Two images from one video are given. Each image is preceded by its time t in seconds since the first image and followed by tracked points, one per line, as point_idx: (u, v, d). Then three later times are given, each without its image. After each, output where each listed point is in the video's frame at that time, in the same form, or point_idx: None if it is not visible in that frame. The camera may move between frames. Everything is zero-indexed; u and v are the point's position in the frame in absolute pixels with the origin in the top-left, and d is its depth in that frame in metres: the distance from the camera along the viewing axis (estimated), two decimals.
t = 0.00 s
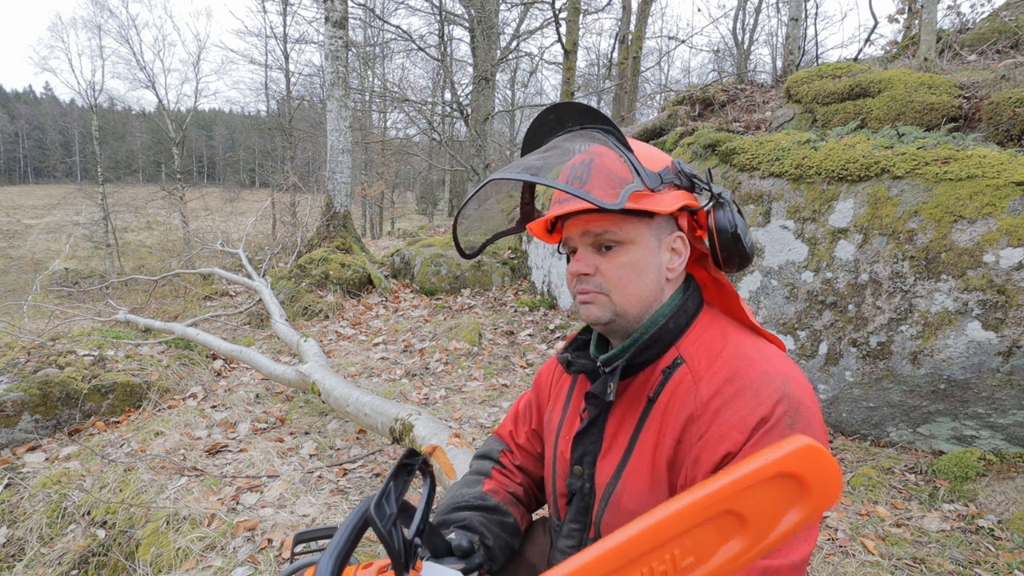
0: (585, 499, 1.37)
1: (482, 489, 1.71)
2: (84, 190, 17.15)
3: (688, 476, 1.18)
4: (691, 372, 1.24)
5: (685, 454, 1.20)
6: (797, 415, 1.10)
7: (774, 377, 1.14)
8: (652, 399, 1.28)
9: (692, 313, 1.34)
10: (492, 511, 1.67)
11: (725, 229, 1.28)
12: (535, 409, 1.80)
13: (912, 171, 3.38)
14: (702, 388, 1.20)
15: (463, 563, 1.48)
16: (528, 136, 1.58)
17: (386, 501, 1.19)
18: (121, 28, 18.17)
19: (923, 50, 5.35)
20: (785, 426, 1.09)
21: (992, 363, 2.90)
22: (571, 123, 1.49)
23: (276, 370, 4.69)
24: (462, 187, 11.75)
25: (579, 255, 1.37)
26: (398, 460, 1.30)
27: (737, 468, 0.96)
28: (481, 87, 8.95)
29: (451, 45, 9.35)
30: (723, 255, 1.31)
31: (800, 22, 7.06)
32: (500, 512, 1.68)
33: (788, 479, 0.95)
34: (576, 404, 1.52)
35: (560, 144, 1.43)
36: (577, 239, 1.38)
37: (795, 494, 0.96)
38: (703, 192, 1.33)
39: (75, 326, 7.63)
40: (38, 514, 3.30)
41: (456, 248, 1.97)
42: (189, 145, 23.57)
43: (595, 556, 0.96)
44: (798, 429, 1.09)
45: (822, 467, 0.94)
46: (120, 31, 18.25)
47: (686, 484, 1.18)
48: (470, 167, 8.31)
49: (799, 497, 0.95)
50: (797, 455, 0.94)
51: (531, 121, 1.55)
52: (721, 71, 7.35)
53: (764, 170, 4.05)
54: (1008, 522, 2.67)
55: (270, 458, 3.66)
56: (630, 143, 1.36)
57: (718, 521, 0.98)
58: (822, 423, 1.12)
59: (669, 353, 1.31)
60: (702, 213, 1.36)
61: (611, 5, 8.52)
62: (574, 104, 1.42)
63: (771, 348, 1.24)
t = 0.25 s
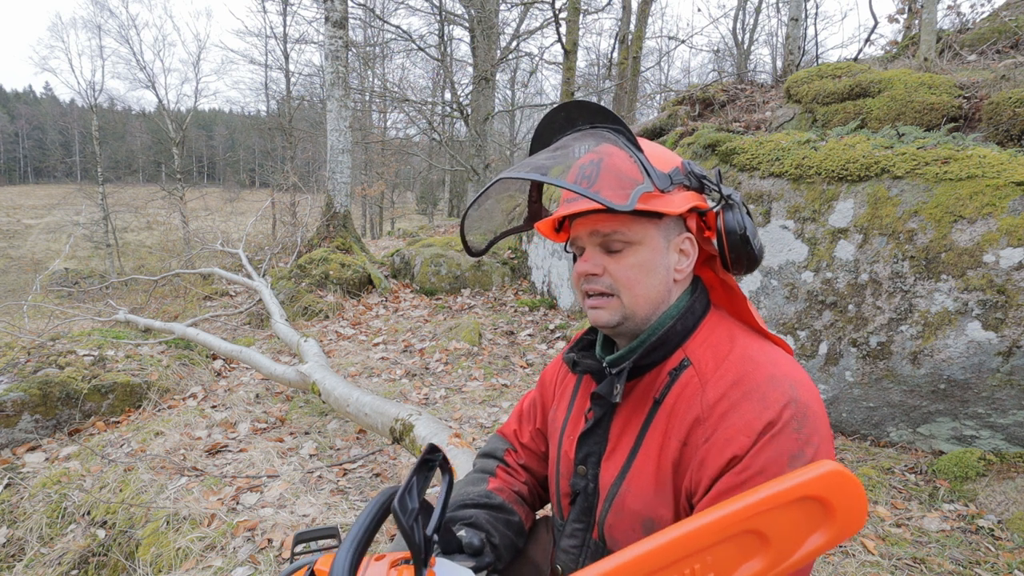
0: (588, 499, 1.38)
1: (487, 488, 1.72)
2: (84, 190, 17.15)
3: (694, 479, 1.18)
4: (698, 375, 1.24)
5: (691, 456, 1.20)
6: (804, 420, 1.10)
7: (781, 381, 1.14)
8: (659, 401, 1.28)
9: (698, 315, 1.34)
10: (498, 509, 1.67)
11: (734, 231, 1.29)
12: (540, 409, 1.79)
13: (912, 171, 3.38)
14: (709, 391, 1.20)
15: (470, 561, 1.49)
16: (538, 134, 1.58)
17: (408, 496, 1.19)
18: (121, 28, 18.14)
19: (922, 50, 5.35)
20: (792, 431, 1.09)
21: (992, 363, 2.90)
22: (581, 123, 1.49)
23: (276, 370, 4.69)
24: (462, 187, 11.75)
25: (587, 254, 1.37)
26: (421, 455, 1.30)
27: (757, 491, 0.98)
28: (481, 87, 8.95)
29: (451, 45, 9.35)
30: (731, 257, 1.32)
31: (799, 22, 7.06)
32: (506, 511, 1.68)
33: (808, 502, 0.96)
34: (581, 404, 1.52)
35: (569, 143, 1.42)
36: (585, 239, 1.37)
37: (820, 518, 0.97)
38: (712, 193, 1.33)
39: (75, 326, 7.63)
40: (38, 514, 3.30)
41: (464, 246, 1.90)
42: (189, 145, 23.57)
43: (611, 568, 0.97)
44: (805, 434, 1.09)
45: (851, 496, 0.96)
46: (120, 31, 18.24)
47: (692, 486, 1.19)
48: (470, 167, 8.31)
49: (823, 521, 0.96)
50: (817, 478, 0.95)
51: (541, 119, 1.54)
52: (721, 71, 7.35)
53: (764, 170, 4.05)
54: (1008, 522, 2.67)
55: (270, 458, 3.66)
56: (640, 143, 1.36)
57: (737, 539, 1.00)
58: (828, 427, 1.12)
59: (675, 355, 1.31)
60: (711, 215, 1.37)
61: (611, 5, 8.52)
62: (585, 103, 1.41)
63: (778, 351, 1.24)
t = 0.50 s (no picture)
0: (586, 501, 1.38)
1: (486, 490, 1.72)
2: (83, 190, 17.15)
3: (693, 482, 1.18)
4: (696, 378, 1.24)
5: (689, 459, 1.20)
6: (803, 422, 1.09)
7: (779, 384, 1.14)
8: (657, 404, 1.28)
9: (696, 317, 1.35)
10: (497, 511, 1.67)
11: (731, 233, 1.28)
12: (537, 411, 1.79)
13: (912, 171, 3.38)
14: (707, 394, 1.20)
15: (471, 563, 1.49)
16: (531, 135, 1.56)
17: (408, 495, 1.19)
18: (122, 28, 18.07)
19: (922, 50, 5.35)
20: (791, 434, 1.09)
21: (992, 363, 2.90)
22: (575, 124, 1.48)
23: (276, 369, 4.69)
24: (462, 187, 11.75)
25: (583, 258, 1.38)
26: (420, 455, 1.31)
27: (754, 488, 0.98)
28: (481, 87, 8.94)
29: (451, 45, 9.35)
30: (728, 259, 1.32)
31: (799, 22, 7.06)
32: (505, 513, 1.68)
33: (805, 498, 0.96)
34: (578, 407, 1.52)
35: (564, 145, 1.42)
36: (581, 242, 1.38)
37: (815, 513, 0.97)
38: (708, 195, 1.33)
39: (75, 326, 7.63)
40: (38, 514, 3.30)
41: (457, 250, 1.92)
42: (189, 145, 23.56)
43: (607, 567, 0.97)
44: (804, 436, 1.08)
45: (846, 491, 0.95)
46: (120, 31, 18.18)
47: (691, 490, 1.19)
48: (470, 167, 8.31)
49: (819, 515, 0.96)
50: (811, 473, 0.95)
51: (535, 120, 1.53)
52: (721, 71, 7.35)
53: (764, 170, 4.05)
54: (1008, 522, 2.67)
55: (270, 458, 3.66)
56: (636, 145, 1.35)
57: (735, 536, 1.00)
58: (827, 430, 1.12)
59: (673, 358, 1.31)
60: (708, 217, 1.36)
61: (611, 5, 8.51)
62: (580, 105, 1.40)
63: (776, 353, 1.24)
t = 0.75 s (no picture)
0: (579, 506, 1.37)
1: (479, 496, 1.71)
2: (84, 190, 17.14)
3: (682, 482, 1.18)
4: (682, 377, 1.24)
5: (678, 459, 1.20)
6: (787, 418, 1.10)
7: (763, 380, 1.14)
8: (644, 405, 1.28)
9: (682, 316, 1.34)
10: (489, 517, 1.67)
11: (712, 231, 1.29)
12: (528, 417, 1.78)
13: (911, 171, 3.38)
14: (693, 393, 1.20)
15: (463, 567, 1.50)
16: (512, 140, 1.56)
17: (397, 493, 1.22)
18: (122, 28, 18.05)
19: (922, 49, 5.35)
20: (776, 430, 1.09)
21: (992, 363, 2.90)
22: (554, 127, 1.48)
23: (276, 370, 4.69)
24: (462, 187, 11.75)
25: (566, 261, 1.37)
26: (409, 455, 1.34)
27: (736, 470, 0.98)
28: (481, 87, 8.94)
29: (451, 45, 9.35)
30: (711, 256, 1.32)
31: (800, 22, 7.06)
32: (498, 519, 1.68)
33: (785, 479, 0.98)
34: (568, 411, 1.51)
35: (544, 148, 1.41)
36: (563, 245, 1.37)
37: (793, 494, 0.99)
38: (689, 193, 1.33)
39: (75, 326, 7.63)
40: (38, 514, 3.30)
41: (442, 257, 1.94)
42: (189, 145, 23.55)
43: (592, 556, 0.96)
44: (790, 431, 1.10)
45: (822, 472, 0.98)
46: (120, 31, 18.15)
47: (680, 489, 1.19)
48: (470, 167, 8.31)
49: (798, 495, 0.98)
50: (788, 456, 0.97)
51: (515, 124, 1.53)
52: (721, 71, 7.35)
53: (764, 170, 4.04)
54: (1008, 522, 2.67)
55: (270, 458, 3.66)
56: (614, 146, 1.35)
57: (718, 518, 1.00)
58: (813, 425, 1.12)
59: (660, 358, 1.30)
60: (689, 215, 1.36)
61: (611, 5, 8.51)
62: (557, 108, 1.40)
63: (762, 350, 1.24)
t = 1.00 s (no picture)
0: (570, 509, 1.37)
1: (474, 497, 1.72)
2: (84, 190, 17.14)
3: (669, 483, 1.18)
4: (666, 377, 1.24)
5: (665, 459, 1.20)
6: (772, 415, 1.09)
7: (747, 378, 1.14)
8: (630, 407, 1.28)
9: (665, 315, 1.34)
10: (486, 518, 1.67)
11: (688, 228, 1.28)
12: (519, 419, 1.79)
13: (911, 171, 3.38)
14: (678, 393, 1.20)
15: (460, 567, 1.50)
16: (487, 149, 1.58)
17: (408, 492, 1.22)
18: (122, 28, 18.04)
19: (922, 49, 5.35)
20: (761, 427, 1.08)
21: (992, 363, 2.90)
22: (526, 135, 1.49)
23: (276, 370, 4.69)
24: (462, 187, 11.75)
25: (543, 266, 1.37)
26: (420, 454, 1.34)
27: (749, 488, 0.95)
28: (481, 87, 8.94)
29: (451, 45, 9.35)
30: (689, 253, 1.31)
31: (800, 22, 7.06)
32: (494, 519, 1.68)
33: (796, 498, 0.95)
34: (557, 413, 1.52)
35: (516, 155, 1.42)
36: (540, 250, 1.37)
37: (805, 514, 0.96)
38: (664, 191, 1.34)
39: (75, 326, 7.63)
40: (38, 514, 3.30)
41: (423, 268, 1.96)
42: (189, 146, 23.54)
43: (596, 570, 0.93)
44: (775, 428, 1.08)
45: (834, 489, 0.94)
46: (121, 31, 18.13)
47: (668, 490, 1.19)
48: (470, 167, 8.31)
49: (809, 517, 0.96)
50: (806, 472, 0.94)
51: (488, 133, 1.54)
52: (721, 71, 7.35)
53: (764, 170, 4.04)
54: (1008, 522, 2.67)
55: (270, 458, 3.66)
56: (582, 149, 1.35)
57: (727, 535, 0.98)
58: (800, 421, 1.11)
59: (644, 358, 1.30)
60: (665, 213, 1.36)
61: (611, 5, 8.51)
62: (526, 116, 1.41)
63: (747, 348, 1.24)
